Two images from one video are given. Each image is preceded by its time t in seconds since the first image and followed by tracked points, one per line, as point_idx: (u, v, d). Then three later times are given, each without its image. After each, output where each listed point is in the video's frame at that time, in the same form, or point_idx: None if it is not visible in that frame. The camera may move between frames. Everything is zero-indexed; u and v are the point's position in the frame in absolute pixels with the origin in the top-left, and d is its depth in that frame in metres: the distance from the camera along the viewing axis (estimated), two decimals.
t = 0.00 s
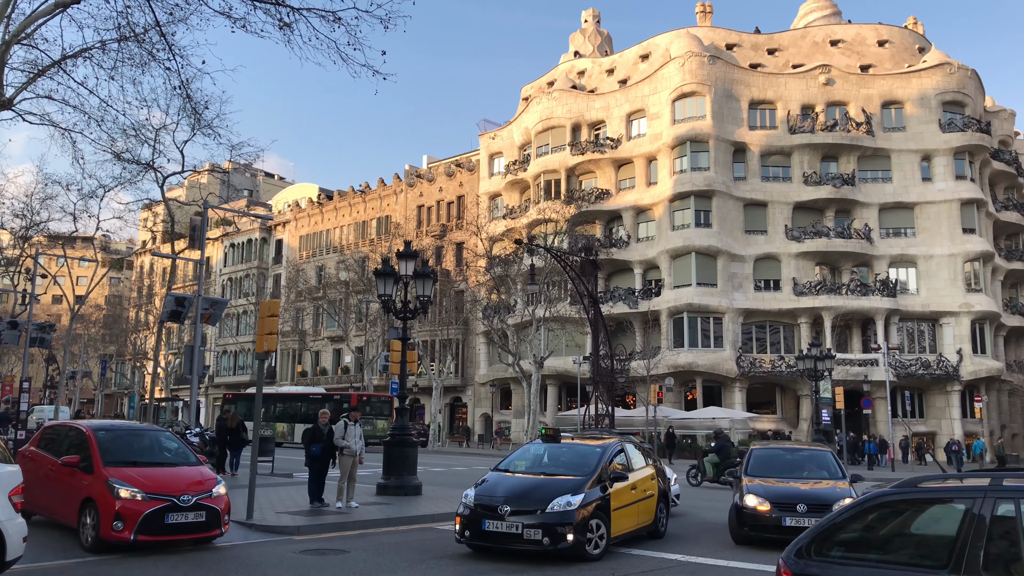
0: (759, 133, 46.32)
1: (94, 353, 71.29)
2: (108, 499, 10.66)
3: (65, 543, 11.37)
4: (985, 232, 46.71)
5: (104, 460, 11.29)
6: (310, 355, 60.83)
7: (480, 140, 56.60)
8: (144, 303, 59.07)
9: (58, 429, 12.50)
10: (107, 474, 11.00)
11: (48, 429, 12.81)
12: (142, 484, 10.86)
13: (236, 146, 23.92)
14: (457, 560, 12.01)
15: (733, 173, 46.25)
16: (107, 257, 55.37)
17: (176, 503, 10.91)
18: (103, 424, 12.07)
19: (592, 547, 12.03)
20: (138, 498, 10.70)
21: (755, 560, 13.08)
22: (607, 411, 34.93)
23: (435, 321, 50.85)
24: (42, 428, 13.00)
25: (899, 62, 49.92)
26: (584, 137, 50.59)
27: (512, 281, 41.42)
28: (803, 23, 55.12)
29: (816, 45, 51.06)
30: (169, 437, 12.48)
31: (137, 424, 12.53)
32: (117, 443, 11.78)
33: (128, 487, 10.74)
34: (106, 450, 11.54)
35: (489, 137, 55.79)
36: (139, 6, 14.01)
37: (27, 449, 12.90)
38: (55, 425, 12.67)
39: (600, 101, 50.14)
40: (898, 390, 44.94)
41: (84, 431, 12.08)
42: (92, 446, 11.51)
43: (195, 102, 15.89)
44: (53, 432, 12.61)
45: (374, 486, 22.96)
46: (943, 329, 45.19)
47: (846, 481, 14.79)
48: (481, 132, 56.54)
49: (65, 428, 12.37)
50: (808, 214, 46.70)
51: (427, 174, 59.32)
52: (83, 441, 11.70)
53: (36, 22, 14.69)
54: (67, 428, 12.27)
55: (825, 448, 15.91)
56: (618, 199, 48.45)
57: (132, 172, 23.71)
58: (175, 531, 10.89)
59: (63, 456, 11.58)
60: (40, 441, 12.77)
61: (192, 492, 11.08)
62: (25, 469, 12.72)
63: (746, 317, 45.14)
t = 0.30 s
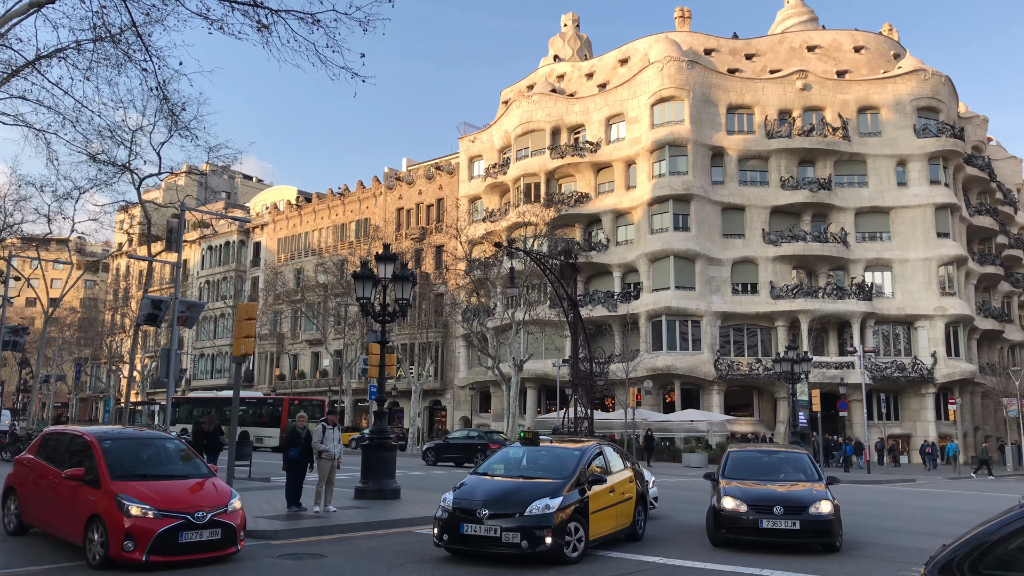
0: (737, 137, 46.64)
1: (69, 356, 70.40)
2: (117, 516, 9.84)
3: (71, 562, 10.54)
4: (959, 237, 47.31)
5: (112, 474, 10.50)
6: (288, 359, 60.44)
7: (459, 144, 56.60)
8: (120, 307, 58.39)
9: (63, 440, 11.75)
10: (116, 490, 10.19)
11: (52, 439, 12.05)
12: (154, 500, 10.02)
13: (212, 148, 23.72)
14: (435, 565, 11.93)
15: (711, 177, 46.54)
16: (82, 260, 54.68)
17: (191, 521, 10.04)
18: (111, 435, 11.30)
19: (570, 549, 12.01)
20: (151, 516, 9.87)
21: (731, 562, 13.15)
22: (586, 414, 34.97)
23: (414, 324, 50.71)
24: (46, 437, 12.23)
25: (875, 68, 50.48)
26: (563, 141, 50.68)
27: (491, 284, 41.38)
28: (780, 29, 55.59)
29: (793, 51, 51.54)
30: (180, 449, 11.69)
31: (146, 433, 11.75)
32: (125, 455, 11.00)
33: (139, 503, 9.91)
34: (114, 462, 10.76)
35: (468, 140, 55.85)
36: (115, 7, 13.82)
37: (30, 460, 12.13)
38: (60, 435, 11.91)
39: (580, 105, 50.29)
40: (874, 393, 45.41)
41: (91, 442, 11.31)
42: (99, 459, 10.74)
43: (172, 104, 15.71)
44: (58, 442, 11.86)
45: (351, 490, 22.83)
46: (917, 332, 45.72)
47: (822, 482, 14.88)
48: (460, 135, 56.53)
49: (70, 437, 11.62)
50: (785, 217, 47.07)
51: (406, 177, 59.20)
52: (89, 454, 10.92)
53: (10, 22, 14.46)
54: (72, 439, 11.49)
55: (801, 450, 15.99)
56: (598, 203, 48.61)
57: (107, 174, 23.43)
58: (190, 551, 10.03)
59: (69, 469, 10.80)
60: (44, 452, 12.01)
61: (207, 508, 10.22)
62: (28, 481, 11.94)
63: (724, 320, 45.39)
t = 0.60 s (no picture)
0: (715, 140, 46.92)
1: (44, 359, 69.53)
2: (134, 522, 9.19)
3: (80, 573, 9.82)
4: (935, 239, 47.85)
5: (125, 478, 9.83)
6: (267, 361, 60.02)
7: (440, 145, 56.53)
8: (96, 309, 57.71)
9: (68, 443, 10.99)
10: (131, 494, 9.53)
11: (55, 443, 11.27)
12: (172, 505, 9.38)
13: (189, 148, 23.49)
14: (413, 567, 11.84)
15: (690, 180, 46.79)
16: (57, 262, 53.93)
17: (211, 526, 9.40)
18: (122, 437, 10.62)
19: (550, 551, 11.98)
20: (168, 522, 9.22)
21: (708, 562, 13.19)
22: (566, 415, 34.94)
23: (394, 326, 50.51)
24: (48, 441, 11.45)
25: (851, 72, 51.00)
26: (543, 143, 50.75)
27: (472, 286, 41.29)
28: (758, 33, 56.04)
29: (771, 54, 51.97)
30: (193, 452, 11.03)
31: (157, 436, 11.09)
32: (138, 458, 10.33)
33: (156, 509, 9.27)
34: (126, 465, 10.09)
35: (449, 141, 55.82)
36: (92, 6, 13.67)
37: (30, 466, 11.32)
38: (64, 438, 11.15)
39: (560, 107, 50.40)
40: (851, 394, 45.80)
41: (100, 444, 10.60)
42: (111, 462, 10.06)
43: (148, 105, 15.56)
44: (61, 446, 11.10)
45: (330, 493, 22.70)
46: (894, 334, 46.18)
47: (800, 483, 14.96)
48: (440, 137, 56.45)
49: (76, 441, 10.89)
50: (763, 220, 47.39)
51: (386, 178, 59.04)
52: (100, 457, 10.23)
53: None
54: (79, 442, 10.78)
55: (779, 451, 16.07)
56: (578, 205, 48.70)
57: (83, 174, 23.10)
58: (210, 559, 9.36)
59: (79, 473, 10.09)
60: (46, 457, 11.22)
61: (228, 513, 9.59)
62: (28, 487, 11.13)
63: (703, 321, 45.60)
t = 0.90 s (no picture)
0: (695, 144, 47.16)
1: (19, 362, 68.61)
2: (153, 531, 8.49)
3: None
4: (911, 243, 48.35)
5: (141, 487, 9.13)
6: (245, 364, 59.59)
7: (420, 147, 56.41)
8: (72, 311, 56.97)
9: (72, 456, 10.17)
10: (149, 502, 8.83)
11: (56, 457, 10.44)
12: (193, 512, 8.70)
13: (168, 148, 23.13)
14: (391, 570, 11.74)
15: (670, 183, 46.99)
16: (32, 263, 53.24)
17: (238, 532, 8.69)
18: (133, 447, 9.89)
19: (529, 554, 11.94)
20: (191, 529, 8.51)
21: (686, 564, 13.20)
22: (546, 418, 34.88)
23: (374, 329, 50.26)
24: (49, 457, 10.60)
25: (830, 77, 51.45)
26: (524, 146, 50.80)
27: (452, 289, 41.18)
28: (738, 37, 56.41)
29: (750, 59, 52.35)
30: (209, 462, 10.33)
31: (169, 446, 10.38)
32: (154, 467, 9.63)
33: (177, 516, 8.57)
34: (141, 474, 9.39)
35: (430, 144, 55.69)
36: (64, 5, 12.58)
37: (30, 484, 10.45)
38: (68, 451, 10.33)
39: (541, 110, 50.46)
40: (829, 396, 46.12)
41: (110, 455, 9.84)
42: (125, 471, 9.33)
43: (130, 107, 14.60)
44: (65, 460, 10.28)
45: (308, 496, 22.55)
46: (871, 336, 46.59)
47: (778, 485, 15.03)
48: (421, 139, 56.33)
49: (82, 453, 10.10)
50: (743, 223, 47.69)
51: (366, 180, 58.86)
52: (113, 467, 9.49)
53: None
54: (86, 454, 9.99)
55: (757, 453, 16.13)
56: (559, 208, 48.71)
57: (59, 175, 22.70)
58: (237, 568, 8.64)
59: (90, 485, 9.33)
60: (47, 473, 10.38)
61: (254, 518, 8.92)
62: (29, 507, 10.23)
63: (683, 324, 45.77)
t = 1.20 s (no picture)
0: (676, 148, 47.39)
1: None
2: (183, 544, 8.08)
3: None
4: (890, 247, 48.82)
5: (167, 496, 8.71)
6: (225, 367, 59.19)
7: (403, 150, 56.31)
8: (49, 313, 56.28)
9: (89, 462, 9.72)
10: (177, 513, 8.43)
11: (71, 464, 9.98)
12: (224, 523, 8.29)
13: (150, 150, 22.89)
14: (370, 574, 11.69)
15: (651, 187, 47.18)
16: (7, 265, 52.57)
17: (272, 544, 8.28)
18: (154, 453, 9.46)
19: (509, 557, 11.92)
20: (222, 542, 8.11)
21: (666, 566, 13.24)
22: (528, 421, 34.86)
23: (355, 332, 50.04)
24: (63, 463, 10.14)
25: (810, 83, 51.90)
26: (507, 149, 50.85)
27: (434, 292, 41.08)
28: (719, 42, 56.79)
29: (731, 64, 52.73)
30: (233, 467, 9.93)
31: (190, 451, 9.96)
32: (177, 473, 9.22)
33: (208, 527, 8.17)
34: (165, 481, 8.99)
35: (412, 146, 55.60)
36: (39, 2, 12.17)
37: (44, 491, 9.98)
38: (83, 456, 9.88)
39: (523, 114, 50.52)
40: (808, 399, 46.45)
41: (131, 461, 9.42)
42: (148, 479, 8.91)
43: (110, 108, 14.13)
44: (80, 466, 9.82)
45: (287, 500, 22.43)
46: (850, 340, 46.97)
47: (758, 488, 15.11)
48: (403, 141, 56.23)
49: (99, 459, 9.64)
50: (723, 227, 47.97)
51: (348, 183, 58.69)
52: (135, 475, 9.06)
53: None
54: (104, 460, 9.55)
55: (737, 456, 16.20)
56: (541, 211, 48.75)
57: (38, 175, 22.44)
58: None
59: (111, 494, 8.90)
60: (62, 480, 9.92)
61: (288, 528, 8.50)
62: (43, 516, 9.77)
63: (664, 327, 45.94)
